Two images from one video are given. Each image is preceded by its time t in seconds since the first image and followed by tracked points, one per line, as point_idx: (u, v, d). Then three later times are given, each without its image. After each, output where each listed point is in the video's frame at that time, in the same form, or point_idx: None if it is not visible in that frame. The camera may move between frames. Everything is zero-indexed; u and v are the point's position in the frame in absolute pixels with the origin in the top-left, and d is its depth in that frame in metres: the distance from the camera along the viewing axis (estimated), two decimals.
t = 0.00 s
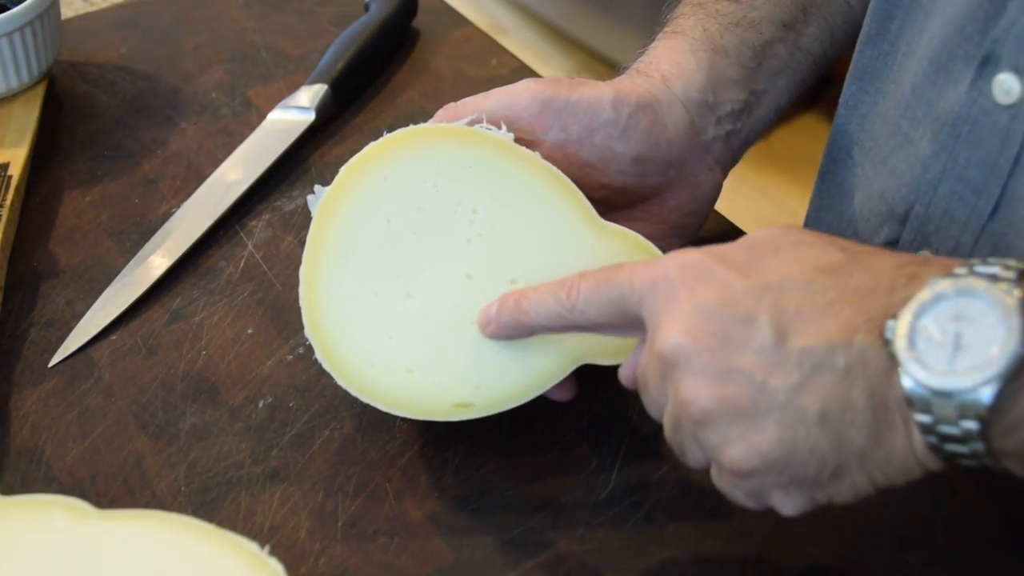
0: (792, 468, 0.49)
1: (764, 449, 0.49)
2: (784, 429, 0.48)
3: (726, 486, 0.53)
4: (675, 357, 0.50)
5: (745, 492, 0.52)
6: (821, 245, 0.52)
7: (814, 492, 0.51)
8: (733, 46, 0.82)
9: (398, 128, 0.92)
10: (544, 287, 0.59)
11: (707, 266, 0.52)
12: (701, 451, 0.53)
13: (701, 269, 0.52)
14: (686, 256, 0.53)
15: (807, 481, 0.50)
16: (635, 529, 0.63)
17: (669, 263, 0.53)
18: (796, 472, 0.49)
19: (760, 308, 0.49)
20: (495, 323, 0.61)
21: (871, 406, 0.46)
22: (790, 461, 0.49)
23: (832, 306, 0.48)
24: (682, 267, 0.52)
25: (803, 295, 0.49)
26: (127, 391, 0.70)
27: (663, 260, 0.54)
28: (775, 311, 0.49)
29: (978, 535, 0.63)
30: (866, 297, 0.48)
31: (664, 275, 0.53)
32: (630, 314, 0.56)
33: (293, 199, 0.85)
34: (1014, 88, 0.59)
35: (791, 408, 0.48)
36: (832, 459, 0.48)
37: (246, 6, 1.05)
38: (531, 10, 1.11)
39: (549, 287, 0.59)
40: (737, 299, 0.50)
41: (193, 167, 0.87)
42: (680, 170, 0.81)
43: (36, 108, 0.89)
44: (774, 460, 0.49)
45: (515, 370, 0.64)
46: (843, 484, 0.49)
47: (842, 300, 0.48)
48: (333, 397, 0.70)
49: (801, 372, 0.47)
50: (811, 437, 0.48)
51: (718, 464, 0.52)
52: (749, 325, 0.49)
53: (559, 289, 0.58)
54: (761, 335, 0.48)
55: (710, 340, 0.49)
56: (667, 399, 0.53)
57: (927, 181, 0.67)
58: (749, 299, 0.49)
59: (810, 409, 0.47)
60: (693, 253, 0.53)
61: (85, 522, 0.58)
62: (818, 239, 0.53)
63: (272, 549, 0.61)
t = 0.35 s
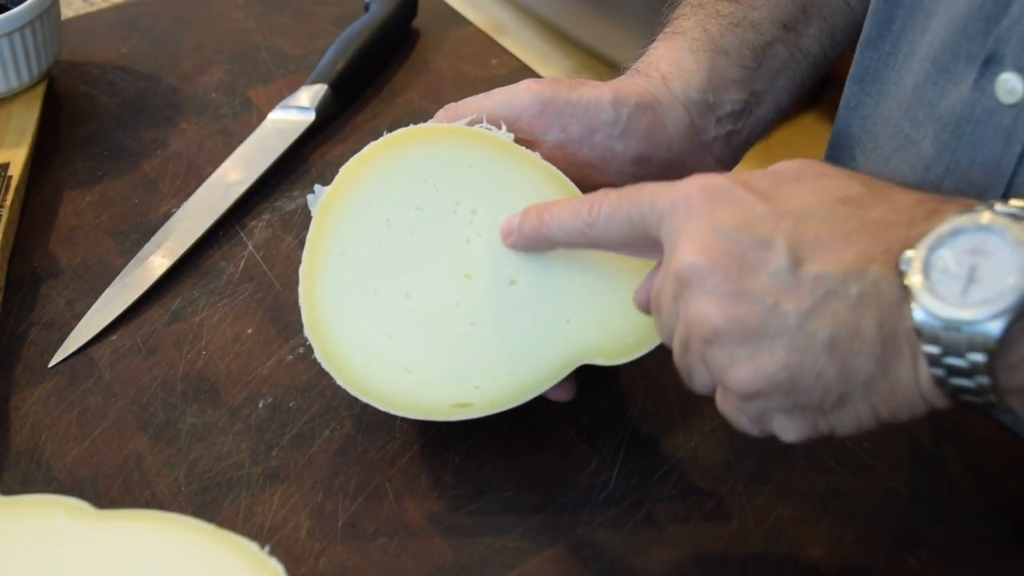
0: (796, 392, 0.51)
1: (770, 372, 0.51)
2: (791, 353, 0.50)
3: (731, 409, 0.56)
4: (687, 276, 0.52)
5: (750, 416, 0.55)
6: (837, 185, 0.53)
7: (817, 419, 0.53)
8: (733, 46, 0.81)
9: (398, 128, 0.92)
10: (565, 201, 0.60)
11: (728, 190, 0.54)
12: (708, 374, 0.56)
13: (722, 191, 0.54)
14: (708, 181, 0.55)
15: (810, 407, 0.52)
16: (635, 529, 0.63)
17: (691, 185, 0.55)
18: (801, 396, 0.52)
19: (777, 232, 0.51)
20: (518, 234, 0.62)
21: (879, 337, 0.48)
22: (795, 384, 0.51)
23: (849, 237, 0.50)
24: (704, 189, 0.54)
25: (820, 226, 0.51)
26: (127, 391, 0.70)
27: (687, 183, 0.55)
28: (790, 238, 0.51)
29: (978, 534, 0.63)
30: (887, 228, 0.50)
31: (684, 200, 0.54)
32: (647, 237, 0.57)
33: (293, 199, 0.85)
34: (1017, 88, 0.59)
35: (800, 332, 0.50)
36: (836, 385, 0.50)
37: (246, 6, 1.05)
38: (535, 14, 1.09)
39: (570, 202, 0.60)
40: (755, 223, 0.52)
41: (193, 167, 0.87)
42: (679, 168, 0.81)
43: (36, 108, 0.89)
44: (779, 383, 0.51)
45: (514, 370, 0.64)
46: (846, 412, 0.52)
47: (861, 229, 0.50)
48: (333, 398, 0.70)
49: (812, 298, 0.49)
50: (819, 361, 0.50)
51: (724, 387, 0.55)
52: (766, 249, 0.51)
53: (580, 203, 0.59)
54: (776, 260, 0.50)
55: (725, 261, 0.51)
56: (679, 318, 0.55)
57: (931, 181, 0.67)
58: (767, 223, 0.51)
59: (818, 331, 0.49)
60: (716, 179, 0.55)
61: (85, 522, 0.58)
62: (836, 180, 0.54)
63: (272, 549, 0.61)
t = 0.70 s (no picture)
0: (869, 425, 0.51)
1: (841, 406, 0.50)
2: (861, 386, 0.50)
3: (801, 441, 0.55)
4: (754, 307, 0.51)
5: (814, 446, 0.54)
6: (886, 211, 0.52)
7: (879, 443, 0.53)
8: (733, 46, 0.81)
9: (398, 128, 0.92)
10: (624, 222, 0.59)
11: (794, 217, 0.52)
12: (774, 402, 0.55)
13: (788, 218, 0.52)
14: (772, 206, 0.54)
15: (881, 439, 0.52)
16: (635, 529, 0.63)
17: (756, 211, 0.53)
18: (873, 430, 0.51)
19: (846, 262, 0.50)
20: (573, 253, 0.62)
21: (953, 368, 0.48)
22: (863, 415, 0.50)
23: (919, 267, 0.49)
24: (770, 216, 0.53)
25: (889, 256, 0.50)
26: (127, 391, 0.70)
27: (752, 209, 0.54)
28: (854, 266, 0.50)
29: (978, 534, 0.63)
30: (956, 259, 0.49)
31: (748, 227, 0.53)
32: (709, 261, 0.56)
33: (293, 199, 0.85)
34: (1016, 95, 0.60)
35: (871, 365, 0.49)
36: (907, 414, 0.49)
37: (246, 6, 1.05)
38: (535, 12, 1.11)
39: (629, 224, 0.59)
40: (825, 252, 0.50)
41: (193, 167, 0.87)
42: (679, 169, 0.82)
43: (36, 108, 0.89)
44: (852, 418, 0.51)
45: (516, 371, 0.64)
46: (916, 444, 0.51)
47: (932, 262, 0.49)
48: (333, 397, 0.70)
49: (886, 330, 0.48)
50: (893, 392, 0.49)
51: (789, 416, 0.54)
52: (834, 280, 0.50)
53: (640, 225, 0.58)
54: (846, 291, 0.49)
55: (796, 292, 0.50)
56: (746, 348, 0.54)
57: (929, 187, 0.68)
58: (834, 250, 0.50)
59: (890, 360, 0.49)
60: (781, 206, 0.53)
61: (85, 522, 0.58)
62: (896, 203, 0.53)
63: (272, 549, 0.61)
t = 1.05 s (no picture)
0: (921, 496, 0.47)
1: (892, 479, 0.47)
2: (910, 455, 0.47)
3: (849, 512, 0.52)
4: (798, 384, 0.49)
5: (864, 517, 0.51)
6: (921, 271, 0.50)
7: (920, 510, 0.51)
8: (732, 45, 0.82)
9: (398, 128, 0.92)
10: (655, 295, 0.57)
11: (828, 288, 0.50)
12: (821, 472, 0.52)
13: (824, 292, 0.50)
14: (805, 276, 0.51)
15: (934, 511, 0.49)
16: (635, 529, 0.63)
17: (790, 284, 0.51)
18: (924, 503, 0.48)
19: (889, 332, 0.47)
20: (604, 327, 0.60)
21: (1005, 437, 0.45)
22: (912, 487, 0.47)
23: (960, 334, 0.46)
24: (806, 291, 0.50)
25: (930, 322, 0.47)
26: (127, 391, 0.70)
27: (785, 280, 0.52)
28: (895, 334, 0.47)
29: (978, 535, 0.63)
30: (996, 324, 0.47)
31: (784, 301, 0.51)
32: (746, 334, 0.54)
33: (293, 199, 0.85)
34: (1014, 96, 0.59)
35: (920, 437, 0.46)
36: (960, 485, 0.46)
37: (246, 6, 1.05)
38: (535, 12, 1.12)
39: (660, 297, 0.57)
40: (864, 325, 0.48)
41: (193, 167, 0.87)
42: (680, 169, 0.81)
43: (36, 108, 0.89)
44: (902, 492, 0.48)
45: (516, 372, 0.64)
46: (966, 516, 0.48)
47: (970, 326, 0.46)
48: (333, 397, 0.70)
49: (932, 399, 0.46)
50: (945, 464, 0.46)
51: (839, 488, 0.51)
52: (876, 351, 0.47)
53: (672, 298, 0.56)
54: (891, 363, 0.46)
55: (839, 367, 0.47)
56: (792, 421, 0.51)
57: (927, 187, 0.67)
58: (874, 321, 0.48)
59: (937, 429, 0.46)
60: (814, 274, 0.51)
61: (85, 521, 0.58)
62: (931, 260, 0.50)
63: (272, 549, 0.61)
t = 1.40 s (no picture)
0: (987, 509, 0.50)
1: (965, 502, 0.50)
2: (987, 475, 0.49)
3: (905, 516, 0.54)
4: (895, 392, 0.49)
5: (916, 522, 0.54)
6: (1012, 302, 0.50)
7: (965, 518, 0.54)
8: (729, 43, 0.82)
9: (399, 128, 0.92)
10: (755, 283, 0.55)
11: (947, 304, 0.49)
12: (881, 471, 0.54)
13: (942, 306, 0.49)
14: (925, 285, 0.50)
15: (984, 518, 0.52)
16: (635, 529, 0.63)
17: (905, 288, 0.50)
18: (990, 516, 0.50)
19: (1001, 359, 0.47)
20: (700, 313, 0.59)
21: None
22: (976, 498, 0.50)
23: None
24: (926, 300, 0.49)
25: None
26: (127, 391, 0.70)
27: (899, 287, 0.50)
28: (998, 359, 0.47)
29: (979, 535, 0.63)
30: None
31: (898, 309, 0.49)
32: (841, 331, 0.53)
33: (293, 199, 0.85)
34: (1007, 88, 0.59)
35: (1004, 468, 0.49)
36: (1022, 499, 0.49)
37: (246, 6, 1.05)
38: (535, 13, 1.12)
39: (761, 287, 0.55)
40: (979, 348, 0.48)
41: (193, 167, 0.87)
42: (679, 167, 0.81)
43: (36, 108, 0.89)
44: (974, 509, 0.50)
45: (513, 369, 0.64)
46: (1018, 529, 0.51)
47: None
48: (333, 397, 0.70)
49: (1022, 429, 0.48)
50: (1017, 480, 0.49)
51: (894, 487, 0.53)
52: (985, 376, 0.47)
53: (774, 288, 0.54)
54: (995, 390, 0.47)
55: (945, 388, 0.47)
56: (879, 426, 0.51)
57: (925, 180, 0.67)
58: (987, 346, 0.48)
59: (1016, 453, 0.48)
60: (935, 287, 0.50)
61: (85, 521, 0.58)
62: None
63: (272, 549, 0.61)
